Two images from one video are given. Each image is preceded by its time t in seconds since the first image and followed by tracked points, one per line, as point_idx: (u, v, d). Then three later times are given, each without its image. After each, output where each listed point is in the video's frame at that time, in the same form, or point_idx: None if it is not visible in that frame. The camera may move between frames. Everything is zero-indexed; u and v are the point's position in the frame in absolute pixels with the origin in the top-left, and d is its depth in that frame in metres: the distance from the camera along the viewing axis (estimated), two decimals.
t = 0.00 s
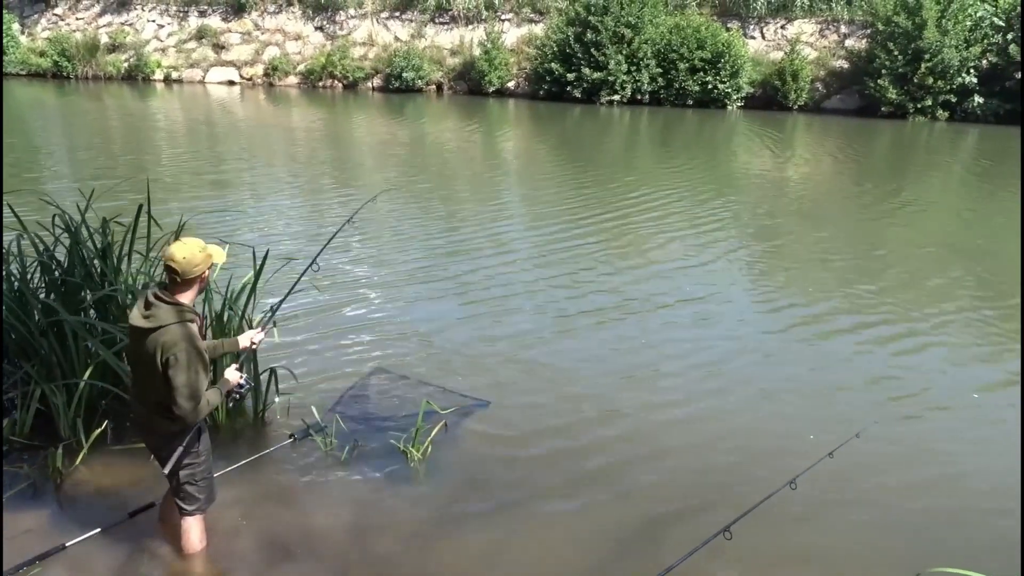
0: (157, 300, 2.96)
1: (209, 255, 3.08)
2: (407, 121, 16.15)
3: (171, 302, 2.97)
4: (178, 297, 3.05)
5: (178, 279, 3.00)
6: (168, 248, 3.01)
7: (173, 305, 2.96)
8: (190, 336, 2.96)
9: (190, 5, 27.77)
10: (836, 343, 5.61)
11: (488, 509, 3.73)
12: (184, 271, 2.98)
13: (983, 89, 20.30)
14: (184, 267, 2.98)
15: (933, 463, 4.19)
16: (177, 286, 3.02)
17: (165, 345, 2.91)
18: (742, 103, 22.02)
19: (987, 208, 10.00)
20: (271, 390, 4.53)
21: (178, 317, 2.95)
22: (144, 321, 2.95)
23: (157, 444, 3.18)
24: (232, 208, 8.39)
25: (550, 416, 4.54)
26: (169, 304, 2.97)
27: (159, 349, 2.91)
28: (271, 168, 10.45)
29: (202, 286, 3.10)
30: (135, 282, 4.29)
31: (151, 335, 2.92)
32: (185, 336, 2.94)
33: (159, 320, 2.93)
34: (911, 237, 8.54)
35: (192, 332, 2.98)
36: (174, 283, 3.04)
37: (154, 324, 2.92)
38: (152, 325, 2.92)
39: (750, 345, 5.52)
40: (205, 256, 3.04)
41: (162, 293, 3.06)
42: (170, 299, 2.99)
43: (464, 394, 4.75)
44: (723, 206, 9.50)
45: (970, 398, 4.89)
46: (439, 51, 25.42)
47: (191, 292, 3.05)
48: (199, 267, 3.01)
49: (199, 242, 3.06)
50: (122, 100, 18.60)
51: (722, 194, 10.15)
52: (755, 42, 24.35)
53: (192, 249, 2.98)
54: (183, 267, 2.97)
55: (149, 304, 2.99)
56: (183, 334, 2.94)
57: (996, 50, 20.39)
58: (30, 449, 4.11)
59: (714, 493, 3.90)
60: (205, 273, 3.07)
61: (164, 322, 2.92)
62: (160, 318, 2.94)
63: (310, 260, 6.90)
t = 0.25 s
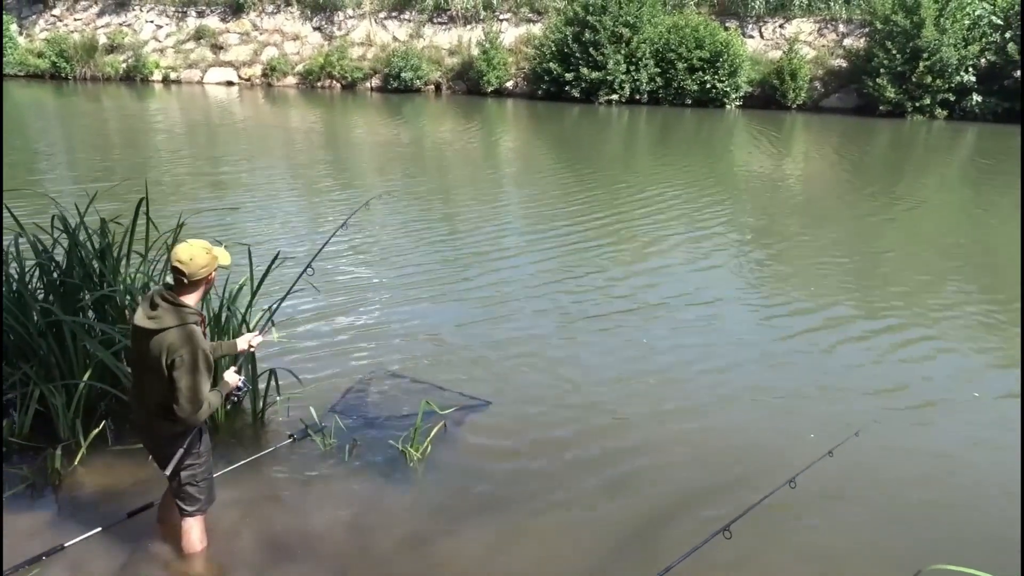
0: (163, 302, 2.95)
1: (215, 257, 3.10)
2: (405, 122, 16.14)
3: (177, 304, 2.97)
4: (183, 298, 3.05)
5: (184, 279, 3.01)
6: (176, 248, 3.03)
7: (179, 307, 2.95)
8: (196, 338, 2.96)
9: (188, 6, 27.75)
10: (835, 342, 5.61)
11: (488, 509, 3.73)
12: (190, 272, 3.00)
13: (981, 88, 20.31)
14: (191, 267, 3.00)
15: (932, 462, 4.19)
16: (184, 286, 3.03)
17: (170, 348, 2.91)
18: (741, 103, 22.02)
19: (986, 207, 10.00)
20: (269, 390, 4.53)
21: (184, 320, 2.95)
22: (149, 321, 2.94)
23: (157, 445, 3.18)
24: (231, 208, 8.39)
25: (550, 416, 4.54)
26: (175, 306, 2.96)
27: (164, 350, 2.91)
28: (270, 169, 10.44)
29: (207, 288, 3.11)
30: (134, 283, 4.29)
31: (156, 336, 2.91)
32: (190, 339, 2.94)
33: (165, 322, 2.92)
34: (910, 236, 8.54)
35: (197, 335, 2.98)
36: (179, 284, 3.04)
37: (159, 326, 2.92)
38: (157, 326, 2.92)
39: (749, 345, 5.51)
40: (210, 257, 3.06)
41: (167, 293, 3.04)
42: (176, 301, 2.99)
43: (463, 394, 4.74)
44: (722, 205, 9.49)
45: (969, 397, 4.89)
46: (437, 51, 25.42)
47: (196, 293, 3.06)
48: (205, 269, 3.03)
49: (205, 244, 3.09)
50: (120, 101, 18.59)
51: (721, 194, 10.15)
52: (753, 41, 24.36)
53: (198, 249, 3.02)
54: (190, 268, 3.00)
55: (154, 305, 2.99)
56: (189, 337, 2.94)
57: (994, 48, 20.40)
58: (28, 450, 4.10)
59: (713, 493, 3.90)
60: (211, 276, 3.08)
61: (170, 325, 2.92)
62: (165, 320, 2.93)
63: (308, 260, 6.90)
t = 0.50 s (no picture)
0: (165, 304, 2.95)
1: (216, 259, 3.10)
2: (403, 121, 16.14)
3: (179, 307, 2.96)
4: (185, 298, 3.04)
5: (187, 281, 3.01)
6: (178, 248, 3.03)
7: (180, 310, 2.95)
8: (197, 342, 2.97)
9: (186, 6, 27.72)
10: (833, 341, 5.61)
11: (487, 507, 3.73)
12: (192, 273, 3.00)
13: (979, 86, 20.33)
14: (193, 269, 3.00)
15: (930, 460, 4.19)
16: (185, 287, 3.03)
17: (171, 351, 2.93)
18: (739, 101, 22.03)
19: (984, 205, 10.01)
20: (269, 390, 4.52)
21: (185, 323, 2.95)
22: (151, 324, 2.94)
23: (157, 445, 3.19)
24: (229, 208, 8.39)
25: (549, 415, 4.54)
26: (176, 308, 2.96)
27: (166, 354, 2.92)
28: (269, 168, 10.44)
29: (208, 288, 3.11)
30: (132, 284, 4.29)
31: (157, 339, 2.92)
32: (192, 342, 2.95)
33: (166, 325, 2.93)
34: (908, 234, 8.54)
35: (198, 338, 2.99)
36: (181, 284, 3.03)
37: (161, 329, 2.92)
38: (159, 330, 2.92)
39: (748, 343, 5.51)
40: (212, 259, 3.06)
41: (168, 294, 3.04)
42: (178, 302, 2.98)
43: (462, 393, 4.74)
44: (721, 204, 9.49)
45: (968, 394, 4.89)
46: (436, 50, 25.42)
47: (197, 294, 3.06)
48: (207, 270, 3.03)
49: (207, 245, 3.08)
50: (118, 101, 18.58)
51: (720, 192, 10.15)
52: (752, 40, 24.37)
53: (200, 251, 3.01)
54: (192, 271, 2.99)
55: (155, 307, 2.98)
56: (190, 340, 2.95)
57: (992, 46, 20.43)
58: (27, 451, 4.10)
59: (712, 491, 3.90)
60: (213, 277, 3.08)
61: (171, 328, 2.93)
62: (167, 323, 2.94)
63: (307, 260, 6.90)
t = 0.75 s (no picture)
0: (163, 307, 2.94)
1: (213, 259, 3.10)
2: (402, 121, 16.13)
3: (177, 309, 2.96)
4: (182, 300, 3.04)
5: (185, 282, 3.00)
6: (175, 250, 3.02)
7: (178, 312, 2.95)
8: (196, 343, 2.97)
9: (184, 5, 27.69)
10: (831, 339, 5.62)
11: (486, 506, 3.73)
12: (190, 275, 2.98)
13: (977, 84, 20.35)
14: (192, 271, 2.98)
15: (929, 458, 4.20)
16: (183, 289, 3.02)
17: (170, 353, 2.93)
18: (737, 100, 22.03)
19: (982, 203, 10.02)
20: (267, 389, 4.52)
21: (184, 325, 2.95)
22: (149, 326, 2.93)
23: (156, 445, 3.19)
24: (228, 208, 8.38)
25: (548, 414, 4.55)
26: (174, 310, 2.95)
27: (165, 357, 2.92)
28: (267, 168, 10.43)
29: (206, 289, 3.10)
30: (130, 283, 4.29)
31: (156, 342, 2.92)
32: (191, 344, 2.95)
33: (165, 328, 2.92)
34: (907, 233, 8.56)
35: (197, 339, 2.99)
36: (178, 286, 3.03)
37: (159, 332, 2.92)
38: (157, 332, 2.91)
39: (746, 342, 5.52)
40: (210, 260, 3.06)
41: (165, 296, 3.03)
42: (175, 304, 2.98)
43: (461, 392, 4.75)
44: (719, 203, 9.49)
45: (966, 392, 4.90)
46: (434, 49, 25.42)
47: (194, 295, 3.05)
48: (205, 272, 3.02)
49: (204, 246, 3.08)
50: (116, 100, 18.56)
51: (718, 191, 10.15)
52: (750, 38, 24.37)
53: (199, 253, 3.00)
54: (191, 273, 2.98)
55: (152, 308, 2.97)
56: (189, 342, 2.95)
57: (990, 44, 20.45)
58: (25, 451, 4.10)
59: (710, 489, 3.91)
60: (211, 278, 3.07)
61: (169, 330, 2.92)
62: (165, 325, 2.93)
63: (305, 259, 6.90)
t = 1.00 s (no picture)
0: (159, 310, 2.94)
1: (209, 261, 3.10)
2: (399, 119, 16.11)
3: (173, 313, 2.96)
4: (178, 303, 3.03)
5: (180, 285, 3.00)
6: (171, 253, 3.02)
7: (175, 316, 2.95)
8: (192, 346, 2.98)
9: (180, 4, 27.64)
10: (828, 337, 5.63)
11: (484, 505, 3.73)
12: (186, 278, 2.98)
13: (974, 82, 20.37)
14: (189, 273, 2.98)
15: (926, 455, 4.21)
16: (179, 291, 3.01)
17: (167, 356, 2.93)
18: (734, 98, 22.03)
19: (979, 201, 10.03)
20: (265, 388, 4.52)
21: (180, 329, 2.95)
22: (145, 330, 2.93)
23: (154, 446, 3.20)
24: (224, 207, 8.36)
25: (546, 413, 4.55)
26: (170, 313, 2.95)
27: (162, 361, 2.93)
28: (264, 167, 10.42)
29: (202, 291, 3.11)
30: (127, 282, 4.28)
31: (152, 345, 2.92)
32: (188, 347, 2.96)
33: (161, 332, 2.92)
34: (904, 231, 8.57)
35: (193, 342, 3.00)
36: (174, 289, 3.02)
37: (156, 336, 2.92)
38: (154, 336, 2.91)
39: (743, 339, 5.53)
40: (207, 262, 3.07)
41: (161, 299, 3.03)
42: (171, 308, 2.98)
43: (459, 391, 4.75)
44: (717, 201, 9.49)
45: (963, 389, 4.92)
46: (431, 48, 25.39)
47: (190, 299, 3.05)
48: (201, 275, 3.02)
49: (201, 249, 3.09)
50: (111, 99, 18.52)
51: (715, 189, 10.16)
52: (747, 36, 24.37)
53: (195, 255, 3.01)
54: (188, 277, 2.98)
55: (148, 312, 2.97)
56: (185, 345, 2.96)
57: (987, 43, 20.48)
58: (22, 450, 4.09)
59: (707, 487, 3.92)
60: (207, 281, 3.08)
61: (166, 334, 2.92)
62: (162, 328, 2.93)
63: (303, 258, 6.89)
